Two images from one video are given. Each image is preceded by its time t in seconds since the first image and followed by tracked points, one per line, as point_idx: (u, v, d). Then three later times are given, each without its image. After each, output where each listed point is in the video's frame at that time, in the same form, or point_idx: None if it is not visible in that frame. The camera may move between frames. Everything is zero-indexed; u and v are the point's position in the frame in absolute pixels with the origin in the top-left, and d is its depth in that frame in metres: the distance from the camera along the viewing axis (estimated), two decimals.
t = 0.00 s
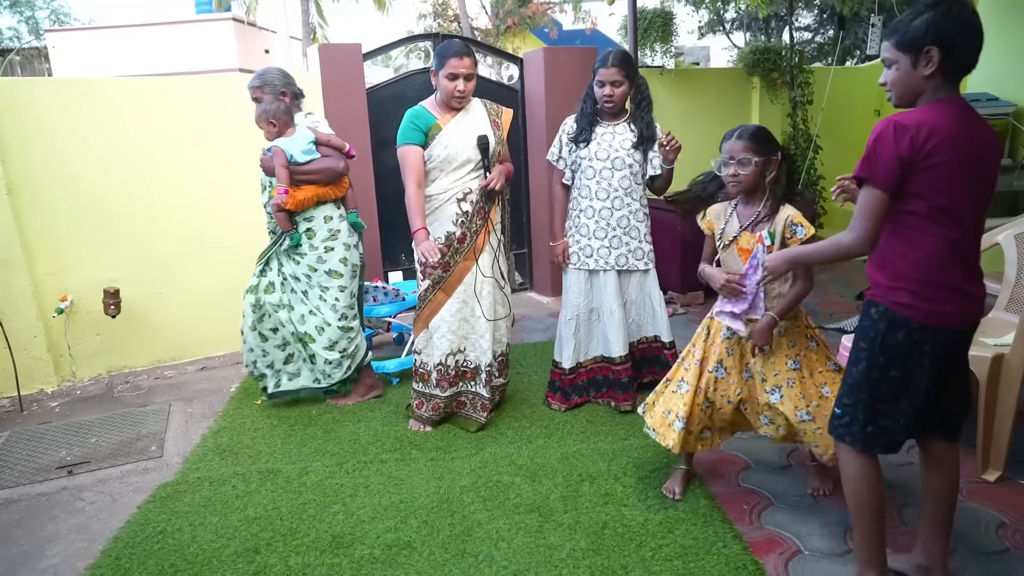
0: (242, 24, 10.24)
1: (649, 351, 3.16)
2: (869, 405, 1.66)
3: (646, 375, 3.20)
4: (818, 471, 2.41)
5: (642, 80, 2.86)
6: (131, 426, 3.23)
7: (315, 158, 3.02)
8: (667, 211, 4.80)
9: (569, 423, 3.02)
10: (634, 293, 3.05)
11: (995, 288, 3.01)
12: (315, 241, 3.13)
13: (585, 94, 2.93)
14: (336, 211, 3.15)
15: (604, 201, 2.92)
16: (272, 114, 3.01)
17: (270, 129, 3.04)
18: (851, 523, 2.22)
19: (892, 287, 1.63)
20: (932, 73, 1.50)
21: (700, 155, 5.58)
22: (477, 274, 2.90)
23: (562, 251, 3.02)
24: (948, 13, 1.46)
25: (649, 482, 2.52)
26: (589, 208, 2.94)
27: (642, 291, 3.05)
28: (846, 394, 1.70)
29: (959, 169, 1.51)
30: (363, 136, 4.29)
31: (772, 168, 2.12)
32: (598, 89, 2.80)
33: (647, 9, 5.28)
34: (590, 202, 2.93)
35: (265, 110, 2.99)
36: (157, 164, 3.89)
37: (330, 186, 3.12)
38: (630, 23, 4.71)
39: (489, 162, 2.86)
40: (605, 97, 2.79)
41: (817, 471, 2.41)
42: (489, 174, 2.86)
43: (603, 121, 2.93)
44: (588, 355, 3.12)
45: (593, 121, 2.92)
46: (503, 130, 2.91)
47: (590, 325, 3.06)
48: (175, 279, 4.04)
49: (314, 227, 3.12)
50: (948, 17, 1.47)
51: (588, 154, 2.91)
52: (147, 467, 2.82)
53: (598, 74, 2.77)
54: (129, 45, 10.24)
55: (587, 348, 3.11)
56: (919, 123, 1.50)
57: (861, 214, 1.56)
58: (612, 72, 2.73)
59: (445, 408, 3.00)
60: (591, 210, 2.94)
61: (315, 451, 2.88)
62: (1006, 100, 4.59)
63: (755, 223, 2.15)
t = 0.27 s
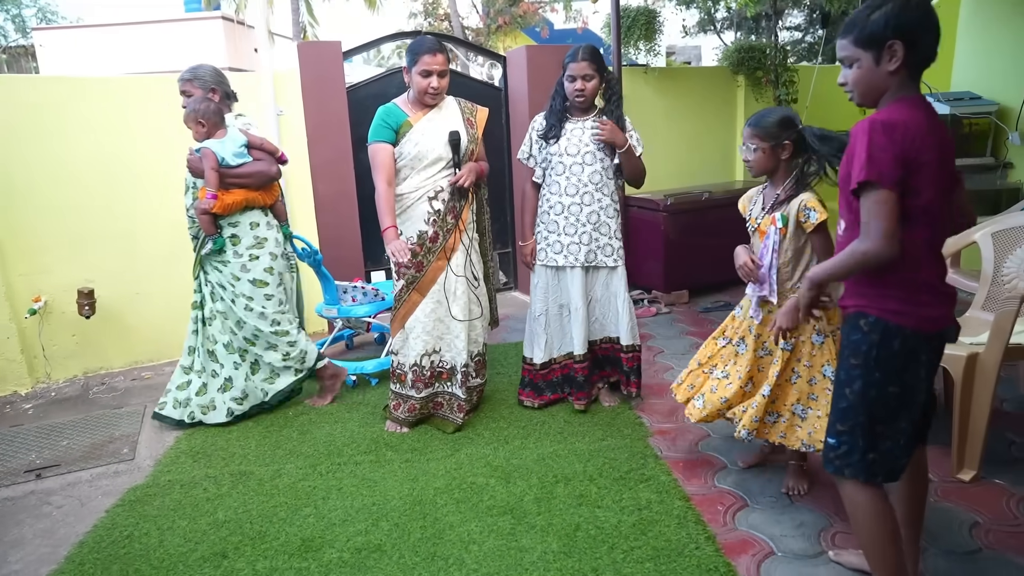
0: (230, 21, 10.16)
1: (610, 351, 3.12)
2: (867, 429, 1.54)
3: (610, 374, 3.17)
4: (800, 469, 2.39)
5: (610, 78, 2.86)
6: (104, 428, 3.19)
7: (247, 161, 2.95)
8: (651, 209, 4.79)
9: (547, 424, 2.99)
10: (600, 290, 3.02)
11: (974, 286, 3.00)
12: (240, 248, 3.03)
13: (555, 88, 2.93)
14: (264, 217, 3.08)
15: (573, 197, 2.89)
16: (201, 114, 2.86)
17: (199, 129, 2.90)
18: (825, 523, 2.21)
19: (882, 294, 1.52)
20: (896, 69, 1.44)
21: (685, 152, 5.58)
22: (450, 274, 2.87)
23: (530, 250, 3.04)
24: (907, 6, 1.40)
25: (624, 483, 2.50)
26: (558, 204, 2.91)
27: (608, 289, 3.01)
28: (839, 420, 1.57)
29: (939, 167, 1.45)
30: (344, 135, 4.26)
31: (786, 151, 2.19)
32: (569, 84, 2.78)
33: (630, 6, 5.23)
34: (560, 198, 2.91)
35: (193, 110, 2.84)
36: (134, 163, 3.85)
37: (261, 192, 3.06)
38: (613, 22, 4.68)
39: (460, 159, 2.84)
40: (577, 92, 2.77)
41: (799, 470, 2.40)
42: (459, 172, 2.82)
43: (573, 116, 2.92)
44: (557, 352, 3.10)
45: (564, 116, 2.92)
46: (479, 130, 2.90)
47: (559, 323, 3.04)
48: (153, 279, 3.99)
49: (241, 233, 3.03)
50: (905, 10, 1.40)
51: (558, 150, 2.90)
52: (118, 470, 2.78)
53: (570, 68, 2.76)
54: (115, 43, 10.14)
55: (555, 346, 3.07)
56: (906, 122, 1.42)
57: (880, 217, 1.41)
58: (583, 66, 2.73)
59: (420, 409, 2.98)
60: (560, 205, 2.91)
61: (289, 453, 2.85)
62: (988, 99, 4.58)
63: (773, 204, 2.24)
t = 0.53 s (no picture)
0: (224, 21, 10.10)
1: (580, 356, 3.14)
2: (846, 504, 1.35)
3: (576, 379, 3.18)
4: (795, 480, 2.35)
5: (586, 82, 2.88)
6: (86, 433, 3.16)
7: (185, 163, 2.86)
8: (641, 211, 4.76)
9: (530, 429, 2.97)
10: (580, 291, 3.02)
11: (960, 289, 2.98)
12: (162, 250, 2.91)
13: (529, 89, 2.90)
14: (195, 222, 2.97)
15: (550, 197, 2.87)
16: (134, 115, 2.73)
17: (132, 131, 2.77)
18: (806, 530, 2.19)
19: (873, 369, 1.31)
20: (808, 140, 1.35)
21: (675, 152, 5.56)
22: (429, 277, 2.85)
23: (509, 255, 3.00)
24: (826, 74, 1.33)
25: (605, 489, 2.47)
26: (536, 206, 2.89)
27: (585, 291, 3.01)
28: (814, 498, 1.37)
29: (864, 224, 1.31)
30: (330, 137, 4.23)
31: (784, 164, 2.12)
32: (553, 84, 2.78)
33: (619, 7, 5.19)
34: (537, 199, 2.88)
35: (126, 110, 2.71)
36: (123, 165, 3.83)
37: (200, 195, 2.96)
38: (602, 22, 4.65)
39: (439, 161, 2.83)
40: (561, 91, 2.77)
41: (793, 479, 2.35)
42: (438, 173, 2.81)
43: (544, 117, 2.89)
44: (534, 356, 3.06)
45: (536, 118, 2.89)
46: (460, 134, 2.88)
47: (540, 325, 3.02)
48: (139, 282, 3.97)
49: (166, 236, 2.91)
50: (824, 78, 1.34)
51: (531, 152, 2.88)
52: (96, 476, 2.76)
53: (558, 69, 2.76)
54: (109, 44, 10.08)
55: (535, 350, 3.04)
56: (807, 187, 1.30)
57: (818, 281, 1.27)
58: (571, 68, 2.74)
59: (401, 413, 2.95)
60: (539, 207, 2.89)
61: (270, 458, 2.83)
62: (979, 100, 4.56)
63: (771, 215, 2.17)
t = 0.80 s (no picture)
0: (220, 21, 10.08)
1: (568, 357, 3.13)
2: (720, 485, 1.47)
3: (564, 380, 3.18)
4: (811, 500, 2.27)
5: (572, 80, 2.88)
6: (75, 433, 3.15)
7: (121, 172, 2.78)
8: (635, 210, 4.75)
9: (521, 428, 2.96)
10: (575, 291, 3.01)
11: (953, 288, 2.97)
12: (95, 264, 2.83)
13: (516, 88, 2.88)
14: (128, 233, 2.88)
15: (540, 196, 2.86)
16: (72, 119, 2.65)
17: (69, 135, 2.69)
18: (797, 531, 2.18)
19: (674, 310, 1.26)
20: (740, 87, 1.34)
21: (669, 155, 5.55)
22: (415, 273, 2.84)
23: (500, 252, 3.00)
24: (761, 31, 1.33)
25: (595, 489, 2.46)
26: (525, 205, 2.87)
27: (575, 289, 3.00)
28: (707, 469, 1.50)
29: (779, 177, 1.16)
30: (323, 136, 4.22)
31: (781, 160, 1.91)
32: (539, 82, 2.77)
33: (614, 6, 5.18)
34: (526, 198, 2.87)
35: (61, 115, 2.64)
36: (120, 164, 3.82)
37: (134, 207, 2.87)
38: (597, 22, 4.64)
39: (427, 158, 2.82)
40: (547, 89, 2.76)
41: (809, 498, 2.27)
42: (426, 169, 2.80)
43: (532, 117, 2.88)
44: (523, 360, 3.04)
45: (524, 117, 2.88)
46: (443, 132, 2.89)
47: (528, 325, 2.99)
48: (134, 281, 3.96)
49: (97, 249, 2.83)
50: (752, 33, 1.32)
51: (521, 150, 2.86)
52: (85, 476, 2.75)
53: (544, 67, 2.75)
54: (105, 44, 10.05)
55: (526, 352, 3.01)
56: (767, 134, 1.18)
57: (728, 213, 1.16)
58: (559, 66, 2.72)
59: (385, 412, 2.95)
60: (528, 206, 2.88)
61: (260, 458, 2.81)
62: (974, 99, 4.55)
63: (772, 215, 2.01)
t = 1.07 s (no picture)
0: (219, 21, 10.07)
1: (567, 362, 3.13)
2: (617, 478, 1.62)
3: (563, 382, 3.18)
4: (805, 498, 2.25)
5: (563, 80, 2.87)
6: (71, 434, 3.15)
7: (53, 172, 2.62)
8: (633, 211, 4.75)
9: (517, 429, 2.96)
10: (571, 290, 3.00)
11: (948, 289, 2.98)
12: (29, 266, 2.68)
13: (507, 91, 2.87)
14: (65, 233, 2.73)
15: (536, 198, 2.87)
16: None
17: None
18: (791, 531, 2.18)
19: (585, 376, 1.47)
20: (633, 168, 1.40)
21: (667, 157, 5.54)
22: (403, 271, 2.84)
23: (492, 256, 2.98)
24: (640, 109, 1.40)
25: (590, 491, 2.46)
26: (521, 207, 2.89)
27: (573, 287, 3.00)
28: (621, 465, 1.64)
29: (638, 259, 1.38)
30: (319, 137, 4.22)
31: (752, 193, 1.78)
32: (531, 86, 2.76)
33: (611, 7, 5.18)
34: (522, 201, 2.88)
35: None
36: (118, 164, 3.82)
37: (66, 207, 2.72)
38: (594, 22, 4.64)
39: (412, 156, 2.85)
40: (540, 93, 2.76)
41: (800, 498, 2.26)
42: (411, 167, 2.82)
43: (526, 118, 2.87)
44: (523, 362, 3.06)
45: (517, 120, 2.87)
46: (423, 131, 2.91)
47: (528, 327, 3.01)
48: (130, 281, 3.96)
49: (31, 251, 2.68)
50: (629, 113, 1.40)
51: (514, 153, 2.86)
52: (81, 477, 2.75)
53: (534, 70, 2.73)
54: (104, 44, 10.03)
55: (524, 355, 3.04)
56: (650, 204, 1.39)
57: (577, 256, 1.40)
58: (548, 69, 2.71)
59: (372, 413, 2.96)
60: (524, 208, 2.89)
61: (256, 459, 2.81)
62: (970, 100, 4.56)
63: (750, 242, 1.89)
